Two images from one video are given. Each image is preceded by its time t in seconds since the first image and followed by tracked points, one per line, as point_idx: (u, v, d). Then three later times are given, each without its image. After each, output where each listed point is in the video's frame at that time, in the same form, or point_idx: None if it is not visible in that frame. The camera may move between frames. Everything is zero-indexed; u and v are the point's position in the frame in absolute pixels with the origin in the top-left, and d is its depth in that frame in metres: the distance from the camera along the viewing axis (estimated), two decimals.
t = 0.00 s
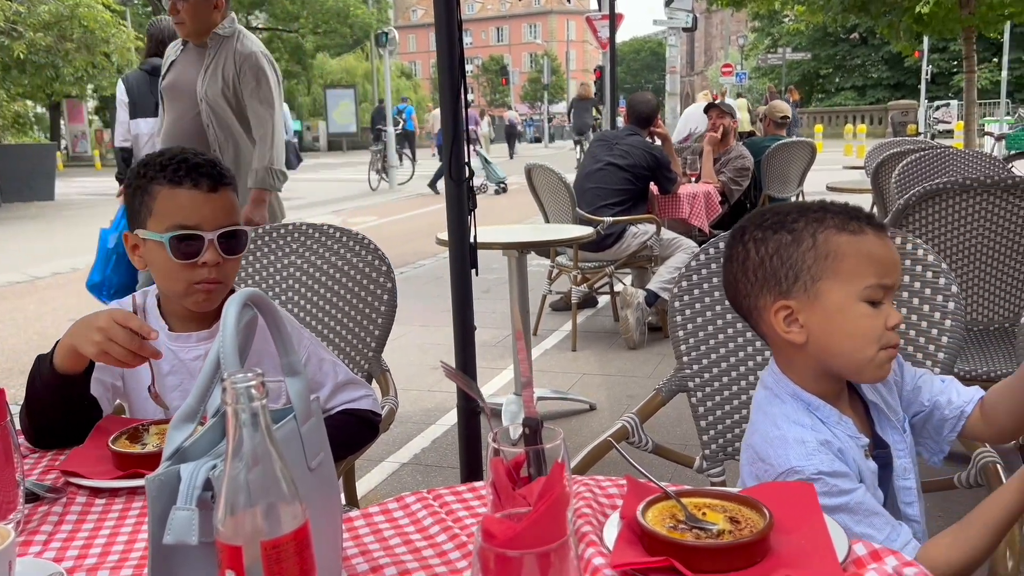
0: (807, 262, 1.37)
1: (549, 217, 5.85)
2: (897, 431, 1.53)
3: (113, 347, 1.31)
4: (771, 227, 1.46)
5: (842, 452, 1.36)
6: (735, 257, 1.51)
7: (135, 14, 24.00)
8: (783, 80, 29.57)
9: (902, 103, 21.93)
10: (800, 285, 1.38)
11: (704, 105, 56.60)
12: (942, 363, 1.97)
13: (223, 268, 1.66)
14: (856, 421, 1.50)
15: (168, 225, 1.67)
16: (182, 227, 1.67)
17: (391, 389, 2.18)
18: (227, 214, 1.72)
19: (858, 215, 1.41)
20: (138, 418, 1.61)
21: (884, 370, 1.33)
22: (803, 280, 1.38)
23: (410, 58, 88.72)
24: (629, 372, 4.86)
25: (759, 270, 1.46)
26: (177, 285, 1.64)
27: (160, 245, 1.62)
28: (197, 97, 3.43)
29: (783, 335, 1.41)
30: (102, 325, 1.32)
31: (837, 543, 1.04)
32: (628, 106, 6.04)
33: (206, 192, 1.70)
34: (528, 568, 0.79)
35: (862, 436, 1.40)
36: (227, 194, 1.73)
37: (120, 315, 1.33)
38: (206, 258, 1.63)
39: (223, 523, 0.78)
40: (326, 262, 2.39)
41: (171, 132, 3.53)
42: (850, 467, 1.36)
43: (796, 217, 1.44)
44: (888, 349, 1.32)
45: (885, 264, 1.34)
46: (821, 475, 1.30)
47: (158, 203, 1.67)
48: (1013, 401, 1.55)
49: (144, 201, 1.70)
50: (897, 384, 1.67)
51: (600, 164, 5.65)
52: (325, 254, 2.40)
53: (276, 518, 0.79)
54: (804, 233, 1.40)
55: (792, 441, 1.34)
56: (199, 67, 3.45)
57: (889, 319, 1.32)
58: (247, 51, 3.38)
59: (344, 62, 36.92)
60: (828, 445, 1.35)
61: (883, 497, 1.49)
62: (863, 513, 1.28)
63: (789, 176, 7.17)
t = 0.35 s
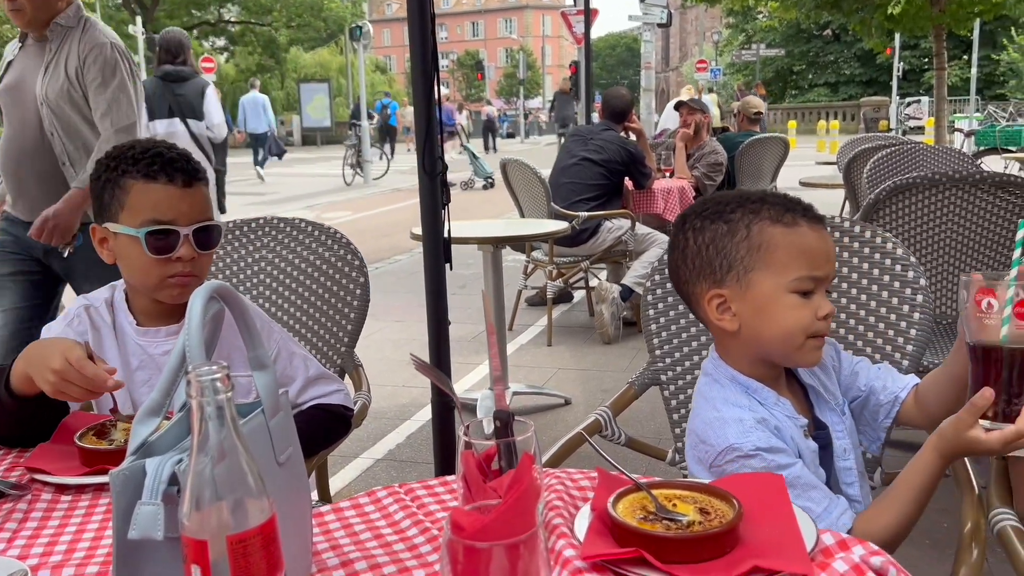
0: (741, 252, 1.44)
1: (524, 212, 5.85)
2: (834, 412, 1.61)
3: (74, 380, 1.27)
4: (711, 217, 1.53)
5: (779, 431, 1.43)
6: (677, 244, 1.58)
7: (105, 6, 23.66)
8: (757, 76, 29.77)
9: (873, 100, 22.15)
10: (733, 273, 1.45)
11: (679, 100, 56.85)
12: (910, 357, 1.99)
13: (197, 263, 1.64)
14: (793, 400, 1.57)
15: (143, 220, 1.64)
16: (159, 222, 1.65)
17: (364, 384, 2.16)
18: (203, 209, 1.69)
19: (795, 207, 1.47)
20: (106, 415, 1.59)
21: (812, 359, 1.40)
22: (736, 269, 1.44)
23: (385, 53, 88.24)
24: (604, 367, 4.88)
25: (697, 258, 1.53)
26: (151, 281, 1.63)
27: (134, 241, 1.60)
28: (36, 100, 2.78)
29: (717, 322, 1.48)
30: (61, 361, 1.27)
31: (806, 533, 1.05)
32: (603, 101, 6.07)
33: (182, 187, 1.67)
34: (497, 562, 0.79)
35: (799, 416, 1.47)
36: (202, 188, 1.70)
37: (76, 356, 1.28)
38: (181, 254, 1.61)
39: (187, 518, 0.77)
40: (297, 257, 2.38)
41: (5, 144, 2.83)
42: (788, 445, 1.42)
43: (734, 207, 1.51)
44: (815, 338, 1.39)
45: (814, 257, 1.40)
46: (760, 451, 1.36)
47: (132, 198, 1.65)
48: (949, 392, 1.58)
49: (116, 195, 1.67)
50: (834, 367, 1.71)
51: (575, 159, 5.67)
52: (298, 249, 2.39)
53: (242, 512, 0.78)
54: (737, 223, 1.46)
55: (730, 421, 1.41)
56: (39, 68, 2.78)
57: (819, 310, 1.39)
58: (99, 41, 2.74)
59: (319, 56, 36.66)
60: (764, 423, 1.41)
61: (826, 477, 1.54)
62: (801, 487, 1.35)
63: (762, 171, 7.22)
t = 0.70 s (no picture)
0: (679, 246, 1.55)
1: (497, 205, 5.85)
2: (780, 397, 1.69)
3: (28, 405, 1.28)
4: (653, 211, 1.64)
5: (711, 402, 1.52)
6: (626, 237, 1.71)
7: None
8: (730, 70, 29.94)
9: (844, 94, 22.34)
10: (673, 267, 1.56)
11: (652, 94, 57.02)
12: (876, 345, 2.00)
13: (162, 254, 1.62)
14: (740, 386, 1.66)
15: (106, 209, 1.61)
16: (121, 212, 1.62)
17: (332, 377, 2.14)
18: (168, 199, 1.67)
19: (731, 199, 1.57)
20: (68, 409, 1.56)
21: (749, 346, 1.50)
22: (675, 262, 1.56)
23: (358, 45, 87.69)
24: (577, 359, 4.89)
25: (642, 251, 1.65)
26: (114, 271, 1.61)
27: (97, 230, 1.58)
28: None
29: (662, 312, 1.60)
30: (12, 386, 1.27)
31: (768, 520, 1.05)
32: (576, 94, 6.08)
33: (147, 176, 1.65)
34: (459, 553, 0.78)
35: (737, 396, 1.56)
36: (167, 178, 1.68)
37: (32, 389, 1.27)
38: (145, 244, 1.59)
39: (144, 511, 0.76)
40: (264, 248, 2.35)
41: None
42: (720, 418, 1.51)
43: (674, 201, 1.62)
44: (753, 326, 1.49)
45: (747, 248, 1.50)
46: (689, 420, 1.45)
47: (95, 187, 1.61)
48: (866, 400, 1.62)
49: (79, 183, 1.64)
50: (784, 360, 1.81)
51: (548, 152, 5.68)
52: (266, 241, 2.36)
53: (200, 504, 0.77)
54: (675, 218, 1.58)
55: (663, 391, 1.52)
56: None
57: (754, 299, 1.49)
58: None
59: (291, 48, 36.32)
60: (697, 395, 1.52)
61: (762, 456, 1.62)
62: (728, 455, 1.43)
63: (734, 165, 7.27)
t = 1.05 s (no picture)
0: (635, 246, 1.57)
1: (469, 198, 5.84)
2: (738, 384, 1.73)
3: None
4: (610, 208, 1.66)
5: (660, 381, 1.57)
6: (590, 234, 1.74)
7: None
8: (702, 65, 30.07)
9: (815, 89, 22.51)
10: (631, 266, 1.59)
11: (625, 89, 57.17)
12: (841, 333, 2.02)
13: (123, 245, 1.60)
14: (701, 374, 1.70)
15: (65, 200, 1.58)
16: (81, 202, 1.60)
17: (301, 370, 2.13)
18: (129, 190, 1.65)
19: (684, 193, 1.58)
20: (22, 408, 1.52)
21: (709, 338, 1.53)
22: (632, 261, 1.58)
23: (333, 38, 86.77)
24: (549, 353, 4.90)
25: (604, 248, 1.68)
26: (73, 263, 1.58)
27: (56, 220, 1.55)
28: None
29: (626, 306, 1.64)
30: None
31: (730, 507, 1.06)
32: (549, 88, 6.09)
33: (107, 167, 1.62)
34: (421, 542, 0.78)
35: (690, 379, 1.61)
36: (127, 169, 1.66)
37: None
38: (105, 235, 1.57)
39: (99, 503, 0.75)
40: (229, 240, 2.33)
41: None
42: (666, 397, 1.55)
43: (629, 198, 1.63)
44: (712, 320, 1.52)
45: (700, 244, 1.51)
46: (633, 395, 1.50)
47: (54, 178, 1.59)
48: (822, 371, 1.64)
49: (37, 174, 1.61)
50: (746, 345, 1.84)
51: (521, 145, 5.68)
52: (232, 233, 2.34)
53: (157, 496, 0.76)
54: (630, 216, 1.59)
55: (613, 369, 1.58)
56: None
57: (711, 293, 1.51)
58: None
59: (262, 40, 35.95)
60: (643, 371, 1.56)
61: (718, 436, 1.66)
62: (668, 431, 1.46)
63: (705, 159, 7.32)
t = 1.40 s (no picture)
0: (618, 234, 1.58)
1: (444, 193, 5.82)
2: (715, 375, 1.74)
3: None
4: (596, 194, 1.67)
5: (637, 373, 1.57)
6: (574, 218, 1.74)
7: None
8: (677, 61, 30.22)
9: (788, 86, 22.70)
10: (611, 253, 1.60)
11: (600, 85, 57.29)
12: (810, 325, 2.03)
13: (88, 238, 1.59)
14: (677, 365, 1.71)
15: (29, 195, 1.56)
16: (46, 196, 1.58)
17: (271, 365, 2.11)
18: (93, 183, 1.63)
19: (671, 185, 1.58)
20: None
21: (682, 329, 1.54)
22: (613, 248, 1.59)
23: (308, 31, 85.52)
24: (523, 348, 4.90)
25: (586, 233, 1.69)
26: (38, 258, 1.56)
27: (18, 215, 1.53)
28: None
29: (603, 293, 1.65)
30: None
31: (697, 498, 1.07)
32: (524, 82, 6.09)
33: (71, 160, 1.60)
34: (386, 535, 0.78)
35: (667, 370, 1.61)
36: (91, 162, 1.64)
37: None
38: (71, 229, 1.56)
39: (57, 499, 0.74)
40: (200, 235, 2.31)
41: None
42: (642, 387, 1.56)
43: (616, 185, 1.63)
44: (686, 312, 1.52)
45: (682, 237, 1.52)
46: (609, 385, 1.51)
47: (16, 172, 1.56)
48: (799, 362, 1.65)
49: None
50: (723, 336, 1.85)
51: (495, 140, 5.68)
52: (200, 227, 2.32)
53: (117, 490, 0.75)
54: (614, 204, 1.60)
55: (589, 358, 1.59)
56: None
57: (688, 286, 1.51)
58: None
59: (235, 34, 35.62)
60: (620, 362, 1.57)
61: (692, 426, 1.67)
62: (641, 421, 1.47)
63: (679, 155, 7.35)
